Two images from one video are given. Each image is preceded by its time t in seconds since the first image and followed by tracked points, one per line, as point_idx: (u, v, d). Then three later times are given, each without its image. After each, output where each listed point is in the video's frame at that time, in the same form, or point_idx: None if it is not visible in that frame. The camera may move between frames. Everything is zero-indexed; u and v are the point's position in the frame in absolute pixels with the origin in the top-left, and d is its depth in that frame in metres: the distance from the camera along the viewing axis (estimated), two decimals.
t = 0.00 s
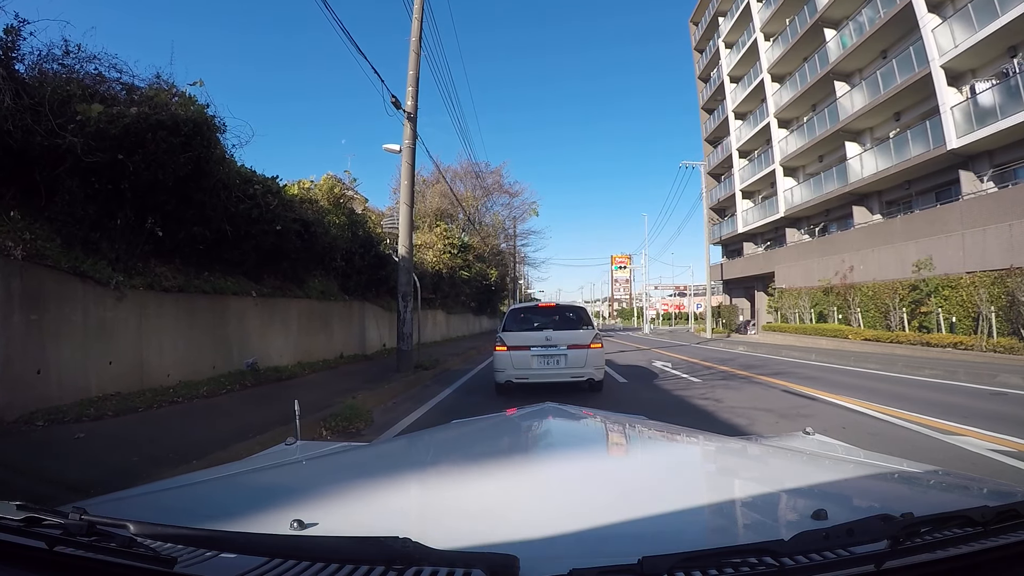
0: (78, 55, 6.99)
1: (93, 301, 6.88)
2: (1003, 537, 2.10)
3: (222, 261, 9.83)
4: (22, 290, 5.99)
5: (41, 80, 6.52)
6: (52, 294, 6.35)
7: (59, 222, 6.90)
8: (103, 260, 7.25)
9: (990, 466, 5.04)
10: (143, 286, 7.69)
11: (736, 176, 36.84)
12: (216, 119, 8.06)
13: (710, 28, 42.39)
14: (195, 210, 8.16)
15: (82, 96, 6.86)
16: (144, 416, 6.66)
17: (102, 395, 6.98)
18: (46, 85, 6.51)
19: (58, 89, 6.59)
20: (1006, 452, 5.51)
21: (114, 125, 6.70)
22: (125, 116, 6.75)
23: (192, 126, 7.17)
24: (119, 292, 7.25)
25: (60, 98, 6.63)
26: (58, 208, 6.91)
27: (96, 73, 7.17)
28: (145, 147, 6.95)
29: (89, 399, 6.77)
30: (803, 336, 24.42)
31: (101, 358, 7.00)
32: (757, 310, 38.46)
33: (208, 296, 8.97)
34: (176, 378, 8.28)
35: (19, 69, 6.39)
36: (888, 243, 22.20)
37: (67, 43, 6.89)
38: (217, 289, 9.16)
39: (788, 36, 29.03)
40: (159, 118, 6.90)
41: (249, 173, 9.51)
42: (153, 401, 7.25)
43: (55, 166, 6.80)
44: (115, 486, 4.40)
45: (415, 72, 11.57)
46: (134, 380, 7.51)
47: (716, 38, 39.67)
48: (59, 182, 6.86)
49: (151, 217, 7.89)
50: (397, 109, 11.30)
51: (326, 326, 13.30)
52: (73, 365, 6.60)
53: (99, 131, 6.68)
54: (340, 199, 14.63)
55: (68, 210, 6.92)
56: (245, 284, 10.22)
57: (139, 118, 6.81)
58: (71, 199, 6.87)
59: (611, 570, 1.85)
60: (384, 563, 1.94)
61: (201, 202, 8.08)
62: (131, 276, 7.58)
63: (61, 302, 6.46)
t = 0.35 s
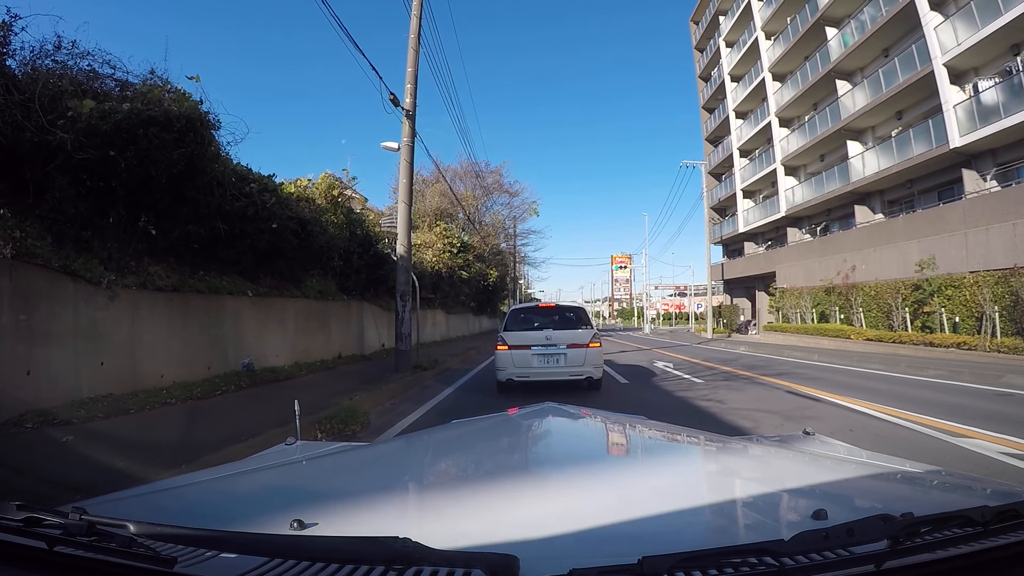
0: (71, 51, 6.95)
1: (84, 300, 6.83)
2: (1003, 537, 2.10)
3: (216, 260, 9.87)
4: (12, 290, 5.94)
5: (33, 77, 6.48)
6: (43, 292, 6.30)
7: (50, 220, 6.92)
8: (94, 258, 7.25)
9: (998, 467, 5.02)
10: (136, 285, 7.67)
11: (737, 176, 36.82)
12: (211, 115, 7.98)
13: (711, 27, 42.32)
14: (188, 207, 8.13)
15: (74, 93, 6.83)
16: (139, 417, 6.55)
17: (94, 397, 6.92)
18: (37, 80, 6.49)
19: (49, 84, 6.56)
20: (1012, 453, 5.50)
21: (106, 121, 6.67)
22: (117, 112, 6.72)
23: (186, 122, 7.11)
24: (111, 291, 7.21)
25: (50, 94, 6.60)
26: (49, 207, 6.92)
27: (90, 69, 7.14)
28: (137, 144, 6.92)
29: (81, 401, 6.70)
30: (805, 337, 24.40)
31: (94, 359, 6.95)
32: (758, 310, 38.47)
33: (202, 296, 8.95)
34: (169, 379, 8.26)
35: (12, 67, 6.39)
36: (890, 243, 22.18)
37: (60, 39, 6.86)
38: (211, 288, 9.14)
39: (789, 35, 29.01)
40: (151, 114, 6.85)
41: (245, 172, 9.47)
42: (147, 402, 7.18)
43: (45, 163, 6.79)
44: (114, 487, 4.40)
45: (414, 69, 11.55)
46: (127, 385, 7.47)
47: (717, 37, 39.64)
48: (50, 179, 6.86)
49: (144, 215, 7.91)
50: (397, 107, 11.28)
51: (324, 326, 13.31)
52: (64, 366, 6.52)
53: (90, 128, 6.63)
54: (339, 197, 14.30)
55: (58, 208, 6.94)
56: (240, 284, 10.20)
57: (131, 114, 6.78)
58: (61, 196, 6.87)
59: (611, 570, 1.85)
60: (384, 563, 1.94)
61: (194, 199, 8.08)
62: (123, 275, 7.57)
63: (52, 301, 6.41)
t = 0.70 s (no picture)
0: (62, 46, 6.93)
1: (72, 298, 6.78)
2: (1003, 537, 2.09)
3: (212, 259, 9.77)
4: None
5: (23, 71, 6.51)
6: (27, 290, 6.22)
7: (39, 219, 6.95)
8: (85, 255, 7.13)
9: (1005, 469, 5.01)
10: (128, 284, 7.61)
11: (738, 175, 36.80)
12: (206, 111, 7.80)
13: (711, 25, 42.28)
14: (181, 204, 7.87)
15: (65, 88, 6.75)
16: (126, 418, 6.52)
17: (85, 400, 6.84)
18: (26, 76, 6.45)
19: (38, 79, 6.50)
20: (1018, 455, 5.50)
21: (96, 117, 6.52)
22: (108, 107, 6.57)
23: (177, 118, 6.94)
24: (102, 290, 7.18)
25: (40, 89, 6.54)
26: (38, 205, 6.94)
27: (81, 64, 7.05)
28: (128, 139, 6.75)
29: (70, 403, 6.65)
30: (806, 337, 24.37)
31: (83, 361, 6.87)
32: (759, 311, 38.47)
33: (197, 295, 8.93)
34: (162, 380, 8.19)
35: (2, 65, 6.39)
36: (892, 243, 22.15)
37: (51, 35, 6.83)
38: (206, 288, 9.12)
39: (790, 34, 28.99)
40: (144, 110, 6.70)
41: (240, 170, 9.43)
42: (138, 405, 7.11)
43: (35, 159, 6.74)
44: (114, 486, 4.41)
45: (413, 66, 11.54)
46: (117, 385, 7.39)
47: (718, 36, 39.64)
48: (41, 176, 6.79)
49: (137, 213, 7.71)
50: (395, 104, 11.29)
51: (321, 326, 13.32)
52: (54, 369, 6.45)
53: (81, 123, 6.50)
54: (337, 196, 14.09)
55: (47, 206, 6.96)
56: (235, 284, 10.17)
57: (122, 109, 6.63)
58: (52, 194, 6.87)
59: (611, 570, 1.85)
60: (383, 563, 1.95)
61: (187, 196, 7.79)
62: (115, 274, 7.49)
63: (37, 296, 6.34)
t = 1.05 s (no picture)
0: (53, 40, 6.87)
1: (61, 299, 6.70)
2: (1003, 538, 2.09)
3: (207, 258, 9.72)
4: None
5: (13, 65, 6.32)
6: (16, 291, 6.18)
7: (27, 216, 6.77)
8: (73, 255, 7.03)
9: (1012, 470, 5.02)
10: (118, 284, 7.54)
11: (739, 175, 36.78)
12: (199, 107, 7.80)
13: (712, 24, 42.27)
14: (173, 202, 7.92)
15: (54, 82, 6.57)
16: (117, 421, 6.40)
17: (72, 401, 6.78)
18: (13, 70, 6.29)
19: (26, 73, 6.33)
20: None
21: (85, 112, 6.45)
22: (97, 102, 6.51)
23: (168, 112, 6.95)
24: (92, 290, 7.08)
25: (29, 84, 6.38)
26: (26, 201, 6.75)
27: (75, 60, 6.92)
28: (117, 135, 6.73)
29: (58, 404, 6.58)
30: (809, 337, 24.34)
31: (71, 361, 6.81)
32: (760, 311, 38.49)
33: (191, 294, 8.93)
34: (154, 381, 8.13)
35: None
36: (895, 242, 22.12)
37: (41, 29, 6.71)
38: (199, 288, 9.08)
39: (792, 32, 28.98)
40: (132, 104, 6.70)
41: (234, 167, 9.44)
42: (127, 407, 6.99)
43: (24, 155, 6.57)
44: (114, 486, 4.41)
45: (411, 62, 11.55)
46: (107, 385, 7.32)
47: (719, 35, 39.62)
48: (28, 173, 6.64)
49: (128, 211, 7.65)
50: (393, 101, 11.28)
51: (318, 326, 13.29)
52: (42, 367, 6.44)
53: (69, 118, 6.40)
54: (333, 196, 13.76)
55: (36, 202, 6.76)
56: (230, 283, 10.14)
57: (112, 104, 6.59)
58: (40, 190, 6.69)
59: (611, 570, 1.85)
60: (384, 563, 1.94)
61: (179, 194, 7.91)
62: (106, 274, 7.43)
63: (26, 298, 6.29)
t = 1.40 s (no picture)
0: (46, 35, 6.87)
1: (48, 299, 6.53)
2: (1002, 538, 2.09)
3: (199, 257, 9.72)
4: None
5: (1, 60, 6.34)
6: (3, 291, 6.02)
7: (13, 212, 6.75)
8: (62, 254, 6.98)
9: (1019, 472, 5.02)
10: (107, 283, 7.40)
11: (741, 174, 36.75)
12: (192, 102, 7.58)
13: (712, 23, 42.24)
14: (164, 199, 7.76)
15: (41, 75, 6.55)
16: (108, 423, 6.29)
17: (60, 403, 6.62)
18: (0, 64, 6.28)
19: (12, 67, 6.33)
20: None
21: (72, 105, 6.32)
22: (85, 96, 6.37)
23: (158, 107, 6.69)
24: (80, 290, 6.88)
25: (15, 79, 6.38)
26: (12, 197, 6.76)
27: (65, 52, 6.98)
28: (105, 130, 6.59)
29: (45, 406, 6.42)
30: (811, 337, 24.33)
31: (59, 362, 6.67)
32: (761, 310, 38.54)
33: (182, 294, 8.74)
34: (145, 383, 7.98)
35: None
36: (899, 242, 22.08)
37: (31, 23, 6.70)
38: (193, 288, 8.92)
39: (793, 30, 28.95)
40: (121, 98, 6.51)
41: (227, 164, 9.39)
42: (116, 408, 6.81)
43: (10, 150, 6.58)
44: (115, 485, 4.42)
45: (408, 59, 11.54)
46: (98, 386, 7.18)
47: (720, 33, 39.60)
48: (14, 168, 6.65)
49: (117, 208, 7.66)
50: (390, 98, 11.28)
51: (314, 325, 13.25)
52: (29, 367, 6.28)
53: (55, 112, 6.30)
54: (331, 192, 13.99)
55: (21, 200, 6.81)
56: (224, 282, 10.03)
57: (99, 98, 6.44)
58: (25, 186, 6.74)
59: (611, 570, 1.85)
60: (384, 563, 1.94)
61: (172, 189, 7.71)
62: (94, 272, 7.33)
63: (12, 299, 6.13)
